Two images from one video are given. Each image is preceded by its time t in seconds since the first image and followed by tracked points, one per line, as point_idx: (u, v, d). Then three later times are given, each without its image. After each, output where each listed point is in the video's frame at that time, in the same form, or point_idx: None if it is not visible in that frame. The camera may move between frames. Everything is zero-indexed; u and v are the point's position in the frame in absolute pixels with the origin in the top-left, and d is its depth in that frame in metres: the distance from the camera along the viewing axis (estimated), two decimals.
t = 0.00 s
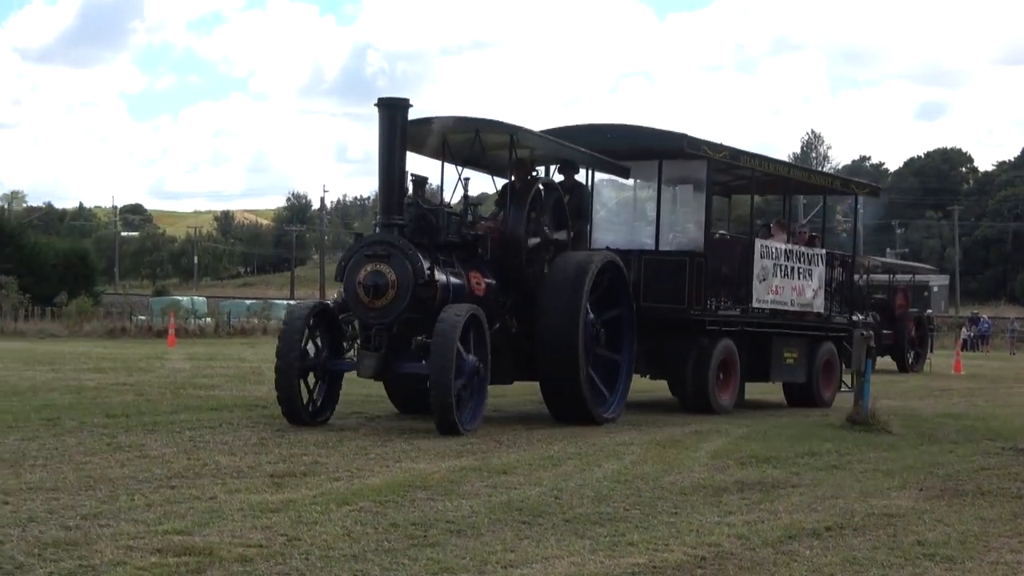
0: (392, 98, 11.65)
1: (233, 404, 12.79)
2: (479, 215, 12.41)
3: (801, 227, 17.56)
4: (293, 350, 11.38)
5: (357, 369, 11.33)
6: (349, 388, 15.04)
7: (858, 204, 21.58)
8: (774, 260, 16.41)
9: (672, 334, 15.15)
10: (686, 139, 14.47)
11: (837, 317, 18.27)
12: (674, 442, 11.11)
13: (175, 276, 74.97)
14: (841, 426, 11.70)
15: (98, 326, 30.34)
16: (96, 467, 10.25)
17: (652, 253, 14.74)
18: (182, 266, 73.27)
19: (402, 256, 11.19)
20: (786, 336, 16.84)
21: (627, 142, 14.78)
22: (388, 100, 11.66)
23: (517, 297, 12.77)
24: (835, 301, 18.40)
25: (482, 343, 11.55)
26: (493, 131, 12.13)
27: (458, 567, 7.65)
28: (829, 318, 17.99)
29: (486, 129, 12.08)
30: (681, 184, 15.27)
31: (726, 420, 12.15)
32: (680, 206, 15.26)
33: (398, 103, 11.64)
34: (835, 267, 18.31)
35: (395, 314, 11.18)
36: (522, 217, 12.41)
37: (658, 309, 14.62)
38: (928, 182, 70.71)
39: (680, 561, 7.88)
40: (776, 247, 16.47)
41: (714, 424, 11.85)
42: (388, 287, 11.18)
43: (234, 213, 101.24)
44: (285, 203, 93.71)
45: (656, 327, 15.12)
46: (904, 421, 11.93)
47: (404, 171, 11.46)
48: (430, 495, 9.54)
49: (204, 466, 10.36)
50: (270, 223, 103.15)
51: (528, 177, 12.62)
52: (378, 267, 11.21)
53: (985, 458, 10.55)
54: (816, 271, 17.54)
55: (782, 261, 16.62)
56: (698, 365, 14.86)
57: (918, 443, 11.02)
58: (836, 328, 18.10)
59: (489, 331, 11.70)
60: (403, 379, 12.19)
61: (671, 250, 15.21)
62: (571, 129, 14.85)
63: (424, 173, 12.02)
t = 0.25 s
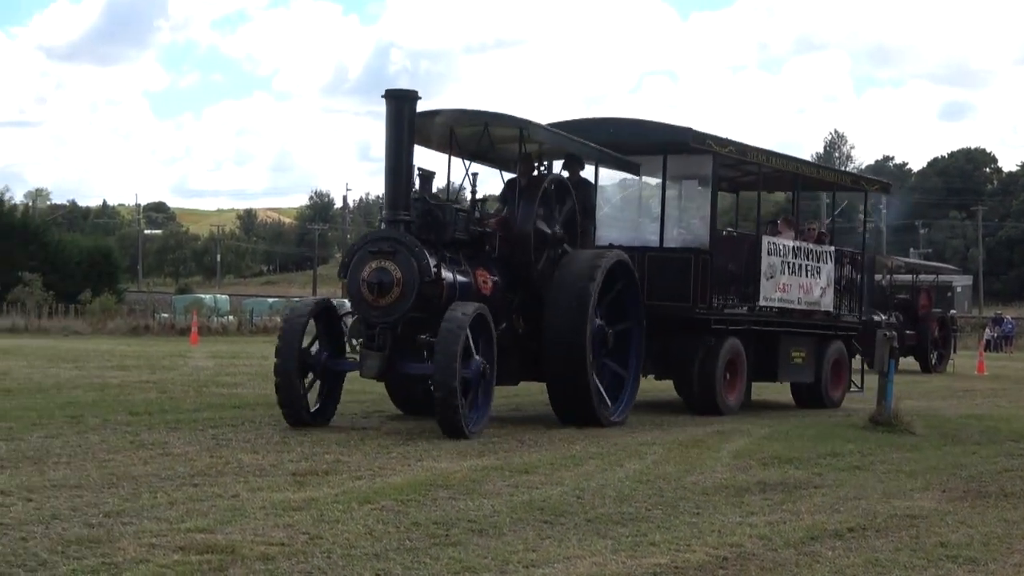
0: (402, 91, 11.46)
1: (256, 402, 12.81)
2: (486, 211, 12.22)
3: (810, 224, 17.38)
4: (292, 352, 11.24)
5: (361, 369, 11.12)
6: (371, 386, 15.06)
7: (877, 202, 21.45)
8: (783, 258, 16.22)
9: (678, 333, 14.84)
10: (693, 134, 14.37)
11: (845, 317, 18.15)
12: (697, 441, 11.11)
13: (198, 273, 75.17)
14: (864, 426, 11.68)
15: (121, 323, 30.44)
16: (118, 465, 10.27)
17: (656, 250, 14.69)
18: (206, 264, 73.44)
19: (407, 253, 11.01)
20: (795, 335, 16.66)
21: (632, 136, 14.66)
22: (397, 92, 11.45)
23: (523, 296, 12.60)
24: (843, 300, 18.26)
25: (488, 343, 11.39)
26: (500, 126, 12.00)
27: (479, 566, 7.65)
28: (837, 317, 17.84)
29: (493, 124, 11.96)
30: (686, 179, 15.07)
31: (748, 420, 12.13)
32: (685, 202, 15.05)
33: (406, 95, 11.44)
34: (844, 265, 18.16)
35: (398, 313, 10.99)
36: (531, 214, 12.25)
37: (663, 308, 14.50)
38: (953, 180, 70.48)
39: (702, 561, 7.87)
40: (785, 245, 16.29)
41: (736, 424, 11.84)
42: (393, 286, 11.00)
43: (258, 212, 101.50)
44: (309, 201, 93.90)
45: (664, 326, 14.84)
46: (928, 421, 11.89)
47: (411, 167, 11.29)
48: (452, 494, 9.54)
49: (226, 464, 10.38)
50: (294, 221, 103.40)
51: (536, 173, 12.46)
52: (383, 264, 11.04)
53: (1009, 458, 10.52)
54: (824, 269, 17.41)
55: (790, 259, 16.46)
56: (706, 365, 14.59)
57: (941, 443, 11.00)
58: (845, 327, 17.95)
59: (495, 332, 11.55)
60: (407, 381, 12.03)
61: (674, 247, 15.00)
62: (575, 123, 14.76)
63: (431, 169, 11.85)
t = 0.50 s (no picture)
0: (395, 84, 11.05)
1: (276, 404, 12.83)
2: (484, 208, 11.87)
3: (814, 221, 17.31)
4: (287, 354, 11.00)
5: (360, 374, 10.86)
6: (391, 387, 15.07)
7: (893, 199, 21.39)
8: (786, 255, 16.14)
9: (681, 332, 14.77)
10: (695, 128, 14.21)
11: (851, 315, 18.07)
12: (717, 441, 11.10)
13: (219, 275, 75.35)
14: (884, 424, 11.66)
15: (141, 325, 30.52)
16: (140, 467, 10.30)
17: (659, 247, 14.44)
18: (227, 266, 73.60)
19: (404, 253, 10.72)
20: (799, 334, 16.57)
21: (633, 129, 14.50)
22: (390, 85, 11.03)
23: (523, 296, 12.27)
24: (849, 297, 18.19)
25: (490, 344, 11.20)
26: (497, 120, 11.65)
27: (500, 566, 7.65)
28: (843, 315, 17.76)
29: (490, 119, 11.62)
30: (688, 175, 15.01)
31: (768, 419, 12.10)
32: (687, 197, 14.97)
33: (400, 87, 11.01)
34: (848, 262, 18.09)
35: (396, 315, 10.71)
36: (530, 211, 11.91)
37: (665, 307, 14.31)
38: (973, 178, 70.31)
39: (723, 561, 7.85)
40: (788, 242, 16.21)
41: (756, 423, 11.82)
42: (389, 286, 10.72)
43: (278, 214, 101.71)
44: (329, 202, 94.06)
45: (666, 324, 14.72)
46: (949, 419, 11.86)
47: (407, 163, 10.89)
48: (472, 495, 9.55)
49: (247, 466, 10.40)
50: (314, 223, 103.60)
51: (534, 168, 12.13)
52: (378, 264, 10.76)
53: None
54: (828, 267, 17.33)
55: (794, 256, 16.38)
56: (708, 365, 14.50)
57: (962, 441, 10.98)
58: (850, 326, 17.87)
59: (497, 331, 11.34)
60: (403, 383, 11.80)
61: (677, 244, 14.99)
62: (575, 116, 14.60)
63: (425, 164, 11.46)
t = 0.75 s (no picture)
0: (393, 75, 10.83)
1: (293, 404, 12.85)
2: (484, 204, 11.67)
3: (817, 218, 17.29)
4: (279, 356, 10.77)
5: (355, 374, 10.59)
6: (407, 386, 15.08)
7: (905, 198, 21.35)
8: (787, 253, 16.13)
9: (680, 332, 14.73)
10: (695, 122, 14.21)
11: (854, 314, 18.04)
12: (733, 441, 11.08)
13: (235, 274, 75.46)
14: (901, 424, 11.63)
15: (158, 325, 30.57)
16: (157, 466, 10.31)
17: (658, 245, 14.43)
18: (244, 265, 73.68)
19: (402, 249, 10.44)
20: (802, 333, 16.51)
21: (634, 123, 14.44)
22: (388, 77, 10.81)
23: (523, 294, 12.07)
24: (852, 296, 18.17)
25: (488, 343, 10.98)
26: (496, 112, 11.51)
27: (516, 566, 7.65)
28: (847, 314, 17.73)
29: (488, 111, 11.50)
30: (688, 169, 14.92)
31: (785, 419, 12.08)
32: (687, 191, 14.84)
33: (398, 79, 10.78)
34: (851, 261, 18.07)
35: (394, 314, 10.43)
36: (530, 207, 11.70)
37: (663, 305, 14.27)
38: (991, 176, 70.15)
39: (739, 561, 7.84)
40: (789, 240, 16.21)
41: (772, 423, 11.80)
42: (388, 284, 10.45)
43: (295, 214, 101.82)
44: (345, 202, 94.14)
45: (666, 323, 14.63)
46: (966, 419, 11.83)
47: (405, 157, 10.66)
48: (488, 494, 9.55)
49: (264, 465, 10.41)
50: (330, 222, 103.69)
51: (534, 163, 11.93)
52: (376, 262, 10.48)
53: None
54: (831, 265, 17.30)
55: (796, 254, 16.37)
56: (709, 366, 14.46)
57: (979, 440, 10.96)
58: (854, 325, 17.83)
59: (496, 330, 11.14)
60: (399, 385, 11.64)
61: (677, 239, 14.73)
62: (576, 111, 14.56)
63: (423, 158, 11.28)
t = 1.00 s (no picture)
0: (388, 67, 10.65)
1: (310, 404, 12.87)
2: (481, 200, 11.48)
3: (817, 214, 17.27)
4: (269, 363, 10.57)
5: (349, 377, 10.33)
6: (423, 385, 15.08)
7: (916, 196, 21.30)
8: (787, 249, 16.10)
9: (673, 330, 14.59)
10: (691, 114, 14.07)
11: (855, 313, 18.00)
12: (749, 440, 11.06)
13: (253, 274, 75.57)
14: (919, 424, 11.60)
15: (175, 324, 30.63)
16: (174, 465, 10.33)
17: (655, 240, 14.31)
18: (261, 265, 73.78)
19: (397, 247, 10.23)
20: (803, 332, 16.45)
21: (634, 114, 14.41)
22: (382, 68, 10.65)
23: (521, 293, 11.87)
24: (854, 293, 18.14)
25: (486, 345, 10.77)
26: (491, 102, 11.41)
27: (532, 566, 7.64)
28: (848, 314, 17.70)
29: (483, 101, 11.41)
30: (684, 163, 14.84)
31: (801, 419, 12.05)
32: (683, 186, 14.78)
33: (391, 70, 10.63)
34: (851, 257, 18.05)
35: (389, 315, 10.22)
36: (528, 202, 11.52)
37: (659, 303, 14.15)
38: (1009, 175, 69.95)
39: (756, 560, 7.83)
40: (789, 236, 16.17)
41: (789, 423, 11.77)
42: (382, 283, 10.22)
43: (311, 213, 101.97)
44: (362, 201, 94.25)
45: (660, 323, 14.48)
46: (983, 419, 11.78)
47: (399, 150, 10.48)
48: (505, 494, 9.54)
49: (281, 464, 10.42)
50: (347, 221, 103.81)
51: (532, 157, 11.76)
52: (370, 260, 10.26)
53: None
54: (832, 262, 17.27)
55: (796, 250, 16.33)
56: (708, 367, 14.37)
57: (996, 440, 10.92)
58: (856, 324, 17.80)
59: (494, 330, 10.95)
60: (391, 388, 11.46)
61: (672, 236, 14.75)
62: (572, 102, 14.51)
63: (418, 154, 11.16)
